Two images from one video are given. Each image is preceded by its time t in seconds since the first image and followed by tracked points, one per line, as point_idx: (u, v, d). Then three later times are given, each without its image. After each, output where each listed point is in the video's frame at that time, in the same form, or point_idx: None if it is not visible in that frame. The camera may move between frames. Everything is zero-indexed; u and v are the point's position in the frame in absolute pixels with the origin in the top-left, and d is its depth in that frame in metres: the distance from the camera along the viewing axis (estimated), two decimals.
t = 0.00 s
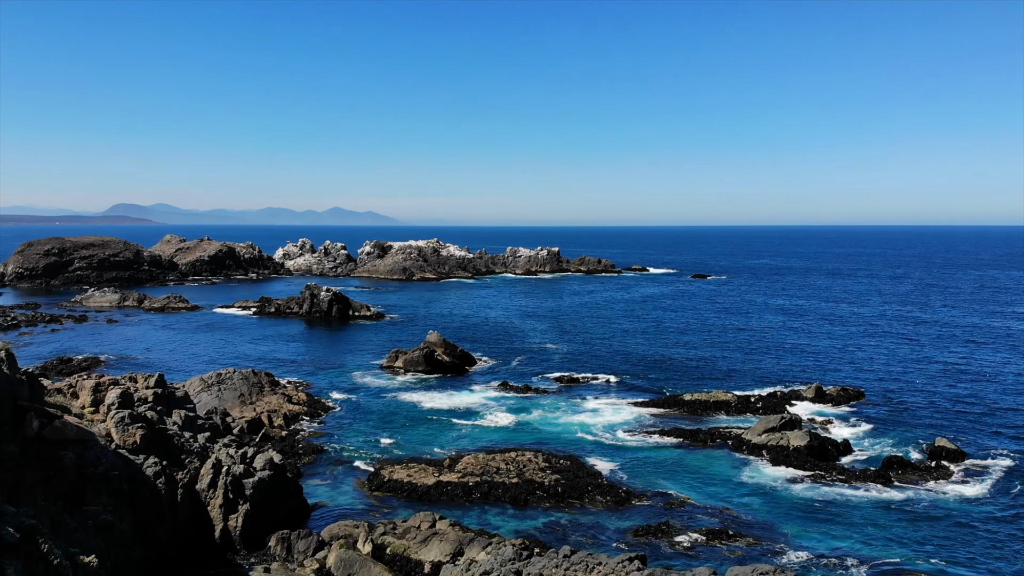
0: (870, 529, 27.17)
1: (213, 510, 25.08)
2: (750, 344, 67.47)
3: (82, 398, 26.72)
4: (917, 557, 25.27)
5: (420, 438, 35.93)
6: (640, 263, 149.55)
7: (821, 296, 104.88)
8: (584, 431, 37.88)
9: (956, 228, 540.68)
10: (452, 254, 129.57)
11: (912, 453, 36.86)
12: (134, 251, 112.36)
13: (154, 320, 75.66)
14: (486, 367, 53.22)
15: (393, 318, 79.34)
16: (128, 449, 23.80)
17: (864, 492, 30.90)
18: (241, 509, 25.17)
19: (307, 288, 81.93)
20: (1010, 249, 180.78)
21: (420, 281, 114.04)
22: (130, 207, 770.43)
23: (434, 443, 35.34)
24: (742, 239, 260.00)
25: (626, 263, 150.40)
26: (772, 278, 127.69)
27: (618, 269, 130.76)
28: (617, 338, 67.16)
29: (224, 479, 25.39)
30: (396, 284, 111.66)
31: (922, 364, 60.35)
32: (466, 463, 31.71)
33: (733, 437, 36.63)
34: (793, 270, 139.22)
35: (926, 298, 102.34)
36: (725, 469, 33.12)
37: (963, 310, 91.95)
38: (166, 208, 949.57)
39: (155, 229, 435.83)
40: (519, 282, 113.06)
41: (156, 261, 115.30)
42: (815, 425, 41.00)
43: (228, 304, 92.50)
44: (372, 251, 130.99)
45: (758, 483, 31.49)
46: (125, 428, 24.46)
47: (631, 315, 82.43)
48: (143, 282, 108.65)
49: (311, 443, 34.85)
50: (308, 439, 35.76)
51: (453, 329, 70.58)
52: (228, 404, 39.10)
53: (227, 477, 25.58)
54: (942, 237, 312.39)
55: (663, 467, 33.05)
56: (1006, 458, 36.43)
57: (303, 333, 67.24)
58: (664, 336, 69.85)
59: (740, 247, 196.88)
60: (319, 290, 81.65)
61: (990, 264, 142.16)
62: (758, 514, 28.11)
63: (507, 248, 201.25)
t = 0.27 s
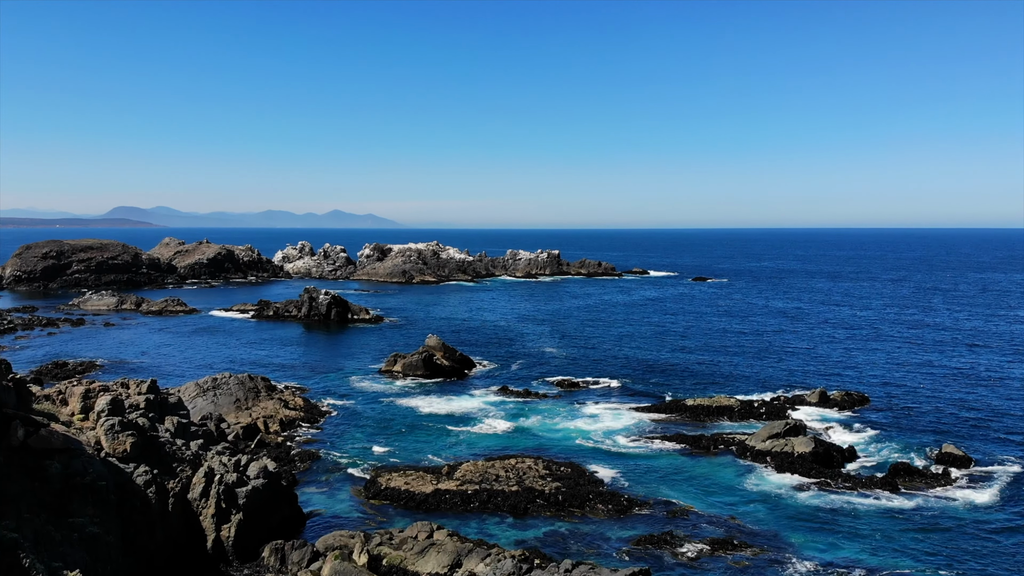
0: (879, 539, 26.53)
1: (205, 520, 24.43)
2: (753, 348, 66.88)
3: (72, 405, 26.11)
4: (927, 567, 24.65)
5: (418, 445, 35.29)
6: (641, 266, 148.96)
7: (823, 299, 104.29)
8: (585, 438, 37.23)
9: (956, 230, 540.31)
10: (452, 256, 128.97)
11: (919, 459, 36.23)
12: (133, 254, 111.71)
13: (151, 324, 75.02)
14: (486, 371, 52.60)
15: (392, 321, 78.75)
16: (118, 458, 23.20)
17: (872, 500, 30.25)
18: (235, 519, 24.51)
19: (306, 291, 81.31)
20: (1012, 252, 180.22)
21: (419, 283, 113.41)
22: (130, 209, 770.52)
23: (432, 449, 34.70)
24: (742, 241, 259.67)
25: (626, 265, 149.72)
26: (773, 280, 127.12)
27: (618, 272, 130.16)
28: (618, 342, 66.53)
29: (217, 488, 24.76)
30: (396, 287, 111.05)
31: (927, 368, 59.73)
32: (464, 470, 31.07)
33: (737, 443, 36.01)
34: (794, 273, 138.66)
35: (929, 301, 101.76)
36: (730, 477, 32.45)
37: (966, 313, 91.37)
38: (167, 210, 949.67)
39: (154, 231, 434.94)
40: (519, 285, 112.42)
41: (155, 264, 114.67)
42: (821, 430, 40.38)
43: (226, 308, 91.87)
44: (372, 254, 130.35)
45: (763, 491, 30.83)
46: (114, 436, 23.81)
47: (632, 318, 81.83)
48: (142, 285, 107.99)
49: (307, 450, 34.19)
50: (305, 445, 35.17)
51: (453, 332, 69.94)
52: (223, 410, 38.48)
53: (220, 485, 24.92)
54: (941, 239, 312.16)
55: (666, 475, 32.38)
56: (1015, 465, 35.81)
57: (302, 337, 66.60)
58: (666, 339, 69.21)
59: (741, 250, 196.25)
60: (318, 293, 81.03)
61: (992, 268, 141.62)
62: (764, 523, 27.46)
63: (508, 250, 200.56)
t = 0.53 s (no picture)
0: (887, 547, 25.93)
1: (197, 528, 23.78)
2: (754, 350, 66.30)
3: (61, 410, 25.49)
4: None
5: (416, 449, 34.70)
6: (641, 267, 148.40)
7: (825, 301, 103.73)
8: (586, 442, 36.62)
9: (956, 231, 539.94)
10: (452, 257, 128.34)
11: (925, 462, 35.68)
12: (131, 255, 111.03)
13: (149, 325, 74.39)
14: (486, 373, 52.02)
15: (391, 322, 78.17)
16: (108, 464, 22.59)
17: (878, 506, 29.66)
18: (228, 526, 23.85)
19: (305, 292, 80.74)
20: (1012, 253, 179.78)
21: (419, 284, 112.83)
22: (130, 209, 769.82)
23: (430, 454, 34.08)
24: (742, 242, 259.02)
25: (626, 267, 149.17)
26: (774, 281, 126.56)
27: (619, 273, 129.58)
28: (619, 344, 65.94)
29: (209, 495, 24.10)
30: (396, 288, 110.47)
31: (930, 370, 59.17)
32: (463, 476, 30.46)
33: (741, 448, 35.41)
34: (796, 274, 138.06)
35: (931, 303, 101.25)
36: (734, 482, 31.82)
37: (968, 314, 90.84)
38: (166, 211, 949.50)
39: (154, 232, 434.18)
40: (519, 287, 111.87)
41: (153, 265, 114.02)
42: (824, 434, 39.82)
43: (224, 309, 91.25)
44: (371, 254, 129.71)
45: (768, 497, 30.20)
46: (104, 441, 23.19)
47: (633, 319, 81.27)
48: (140, 286, 107.34)
49: (302, 455, 33.54)
50: (301, 450, 34.55)
51: (452, 334, 69.37)
52: (218, 414, 37.85)
53: (212, 492, 24.26)
54: (941, 239, 311.95)
55: (669, 480, 31.75)
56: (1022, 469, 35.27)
57: (300, 339, 66.01)
58: (668, 341, 68.64)
59: (742, 251, 195.63)
60: (317, 295, 80.46)
61: (993, 269, 141.13)
62: (769, 530, 26.85)
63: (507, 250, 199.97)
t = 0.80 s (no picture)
0: (894, 553, 25.37)
1: (190, 535, 23.18)
2: (756, 351, 65.77)
3: (51, 414, 24.94)
4: None
5: (414, 453, 34.13)
6: (642, 266, 147.81)
7: (826, 301, 103.14)
8: (588, 445, 36.04)
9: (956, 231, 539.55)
10: (452, 257, 127.76)
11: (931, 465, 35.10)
12: (130, 254, 110.54)
13: (147, 326, 73.88)
14: (485, 374, 51.46)
15: (391, 322, 77.67)
16: (97, 469, 22.04)
17: (885, 511, 29.08)
18: (220, 533, 23.24)
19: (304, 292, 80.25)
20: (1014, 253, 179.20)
21: (419, 284, 112.27)
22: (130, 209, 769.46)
23: (428, 457, 33.51)
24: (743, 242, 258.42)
25: (627, 267, 148.59)
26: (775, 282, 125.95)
27: (619, 273, 129.01)
28: (620, 345, 65.38)
29: (202, 501, 23.50)
30: (395, 288, 109.91)
31: (934, 371, 58.58)
32: (462, 480, 29.88)
33: (745, 451, 34.82)
34: (797, 274, 137.47)
35: (933, 303, 100.68)
36: (738, 486, 31.22)
37: (970, 315, 90.29)
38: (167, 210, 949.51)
39: (154, 231, 433.91)
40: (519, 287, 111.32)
41: (152, 265, 113.53)
42: (828, 437, 39.25)
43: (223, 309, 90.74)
44: (371, 254, 129.14)
45: (773, 502, 29.61)
46: (93, 447, 22.65)
47: (635, 319, 80.73)
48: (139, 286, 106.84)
49: (299, 459, 32.95)
50: (297, 454, 33.97)
51: (452, 334, 68.82)
52: (214, 416, 37.26)
53: (204, 499, 23.66)
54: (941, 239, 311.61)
55: (671, 485, 31.17)
56: None
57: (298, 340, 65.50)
58: (669, 342, 68.12)
59: (743, 250, 195.02)
60: (316, 295, 79.97)
61: (995, 269, 140.51)
62: (774, 537, 26.27)
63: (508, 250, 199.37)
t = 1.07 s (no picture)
0: (902, 559, 24.82)
1: (181, 542, 22.54)
2: (758, 351, 65.22)
3: (39, 419, 24.39)
4: None
5: (412, 457, 33.55)
6: (642, 266, 147.28)
7: (828, 301, 102.65)
8: (589, 448, 35.45)
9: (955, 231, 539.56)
10: (451, 257, 127.17)
11: (937, 468, 34.56)
12: (128, 254, 109.93)
13: (144, 326, 73.34)
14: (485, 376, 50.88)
15: (390, 323, 77.15)
16: (86, 475, 21.50)
17: (892, 516, 28.52)
18: (213, 540, 22.61)
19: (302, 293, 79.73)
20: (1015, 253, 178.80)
21: (418, 284, 111.73)
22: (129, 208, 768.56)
23: (427, 461, 32.91)
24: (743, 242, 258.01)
25: (627, 266, 148.01)
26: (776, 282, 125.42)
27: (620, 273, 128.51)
28: (621, 345, 64.85)
29: (193, 507, 22.88)
30: (395, 288, 109.41)
31: (938, 373, 58.06)
32: (460, 484, 29.30)
33: (749, 454, 34.24)
34: (798, 274, 137.01)
35: (934, 304, 100.23)
36: (742, 491, 30.63)
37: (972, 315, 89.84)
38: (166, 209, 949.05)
39: (153, 230, 433.36)
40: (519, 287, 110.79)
41: (151, 265, 112.94)
42: (832, 439, 38.70)
43: (221, 309, 90.17)
44: (370, 254, 128.57)
45: (778, 507, 29.02)
46: (82, 452, 22.12)
47: (635, 320, 80.23)
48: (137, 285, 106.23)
49: (294, 463, 32.35)
50: (293, 457, 33.38)
51: (451, 335, 68.31)
52: (209, 419, 36.69)
53: (196, 505, 23.06)
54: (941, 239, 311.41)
55: (674, 489, 30.59)
56: None
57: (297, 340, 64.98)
58: (670, 343, 67.59)
59: (743, 250, 194.51)
60: (314, 295, 79.43)
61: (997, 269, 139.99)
62: (780, 543, 25.69)
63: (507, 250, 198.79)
